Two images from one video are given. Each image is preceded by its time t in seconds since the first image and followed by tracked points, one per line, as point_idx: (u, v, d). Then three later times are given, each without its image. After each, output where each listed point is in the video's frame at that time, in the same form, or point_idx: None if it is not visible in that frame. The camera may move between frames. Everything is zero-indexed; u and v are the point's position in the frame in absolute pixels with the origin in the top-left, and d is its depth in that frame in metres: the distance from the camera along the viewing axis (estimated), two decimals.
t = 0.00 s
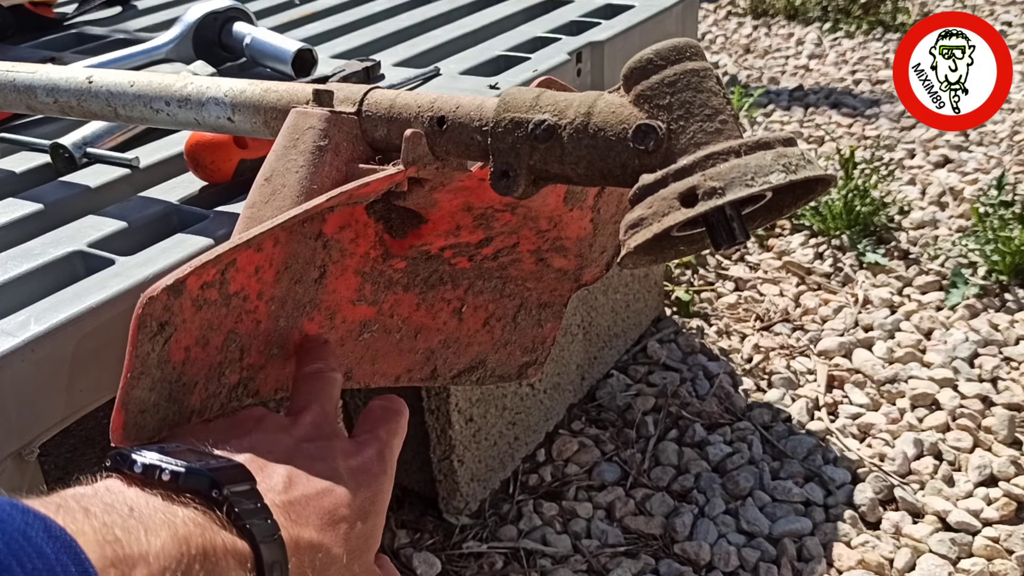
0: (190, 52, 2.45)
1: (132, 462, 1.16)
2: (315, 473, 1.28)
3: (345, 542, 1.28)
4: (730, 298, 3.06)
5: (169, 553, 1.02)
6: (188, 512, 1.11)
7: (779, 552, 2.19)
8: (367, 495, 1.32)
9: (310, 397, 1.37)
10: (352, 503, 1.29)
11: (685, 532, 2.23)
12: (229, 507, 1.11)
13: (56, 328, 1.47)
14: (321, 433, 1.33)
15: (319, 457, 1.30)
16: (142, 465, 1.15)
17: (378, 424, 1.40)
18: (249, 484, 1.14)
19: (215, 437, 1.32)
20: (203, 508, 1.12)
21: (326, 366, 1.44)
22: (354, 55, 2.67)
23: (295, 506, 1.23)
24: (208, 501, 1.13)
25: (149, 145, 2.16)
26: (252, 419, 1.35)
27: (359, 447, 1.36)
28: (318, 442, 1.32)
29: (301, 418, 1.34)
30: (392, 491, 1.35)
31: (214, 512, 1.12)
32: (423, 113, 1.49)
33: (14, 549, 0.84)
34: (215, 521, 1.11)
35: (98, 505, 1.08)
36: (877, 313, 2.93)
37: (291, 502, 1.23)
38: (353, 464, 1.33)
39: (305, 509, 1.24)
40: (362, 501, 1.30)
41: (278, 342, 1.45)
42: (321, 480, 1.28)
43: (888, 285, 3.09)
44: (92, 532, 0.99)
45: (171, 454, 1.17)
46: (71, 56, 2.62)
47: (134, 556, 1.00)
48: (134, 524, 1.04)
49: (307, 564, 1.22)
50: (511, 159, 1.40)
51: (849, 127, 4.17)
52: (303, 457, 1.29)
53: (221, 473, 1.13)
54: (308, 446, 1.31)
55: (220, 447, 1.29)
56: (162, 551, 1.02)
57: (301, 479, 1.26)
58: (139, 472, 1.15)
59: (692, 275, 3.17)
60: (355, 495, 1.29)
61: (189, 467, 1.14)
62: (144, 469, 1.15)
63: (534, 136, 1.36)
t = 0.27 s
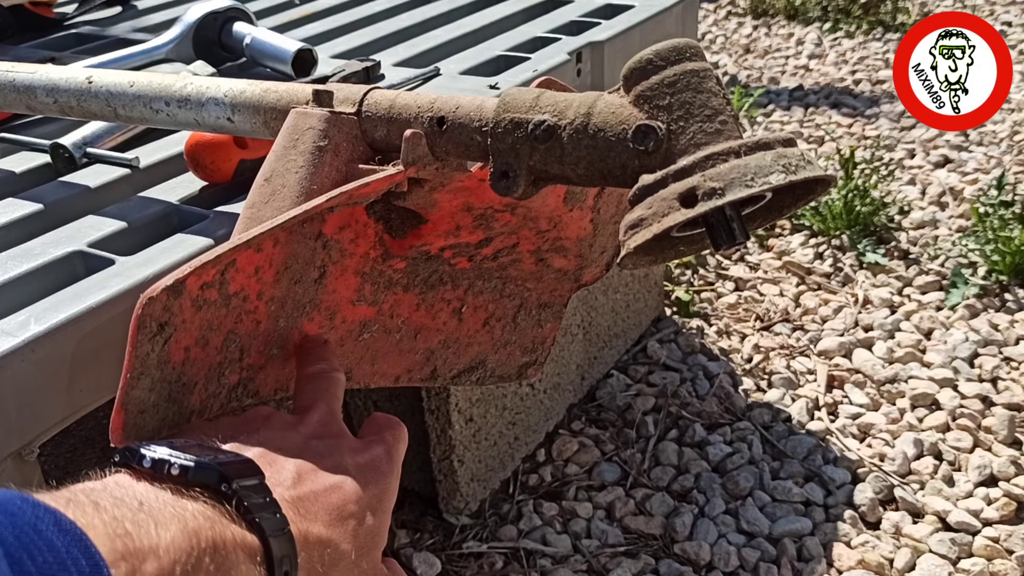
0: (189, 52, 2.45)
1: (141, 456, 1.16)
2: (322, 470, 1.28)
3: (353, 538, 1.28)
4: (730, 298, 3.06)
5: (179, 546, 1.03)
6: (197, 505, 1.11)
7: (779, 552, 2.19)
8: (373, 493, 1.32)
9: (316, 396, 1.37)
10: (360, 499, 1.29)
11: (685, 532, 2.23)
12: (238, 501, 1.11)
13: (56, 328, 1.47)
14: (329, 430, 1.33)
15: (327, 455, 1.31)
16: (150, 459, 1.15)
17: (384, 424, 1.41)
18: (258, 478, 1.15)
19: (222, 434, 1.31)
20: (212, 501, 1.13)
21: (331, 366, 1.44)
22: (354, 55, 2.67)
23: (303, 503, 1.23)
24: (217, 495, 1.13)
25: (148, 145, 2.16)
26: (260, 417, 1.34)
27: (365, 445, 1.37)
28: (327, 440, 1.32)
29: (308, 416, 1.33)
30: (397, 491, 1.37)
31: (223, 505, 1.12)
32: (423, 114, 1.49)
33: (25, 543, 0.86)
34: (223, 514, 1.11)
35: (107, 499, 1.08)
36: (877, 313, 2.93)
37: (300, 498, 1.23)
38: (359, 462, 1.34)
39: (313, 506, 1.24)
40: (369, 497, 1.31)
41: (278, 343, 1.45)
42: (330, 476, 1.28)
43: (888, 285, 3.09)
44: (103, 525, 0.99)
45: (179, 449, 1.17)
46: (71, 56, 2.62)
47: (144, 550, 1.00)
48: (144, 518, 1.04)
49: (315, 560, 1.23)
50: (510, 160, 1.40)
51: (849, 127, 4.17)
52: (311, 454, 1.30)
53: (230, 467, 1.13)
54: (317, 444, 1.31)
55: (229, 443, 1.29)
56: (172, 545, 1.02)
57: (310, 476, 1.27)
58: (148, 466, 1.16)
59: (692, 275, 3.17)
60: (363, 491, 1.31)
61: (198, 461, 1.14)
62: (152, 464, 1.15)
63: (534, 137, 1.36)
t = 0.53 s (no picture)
0: (190, 52, 2.45)
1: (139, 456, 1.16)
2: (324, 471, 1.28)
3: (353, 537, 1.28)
4: (730, 298, 3.06)
5: (177, 543, 1.03)
6: (196, 503, 1.11)
7: (779, 552, 2.19)
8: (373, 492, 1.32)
9: (316, 395, 1.37)
10: (360, 497, 1.29)
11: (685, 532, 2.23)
12: (237, 498, 1.11)
13: (56, 328, 1.47)
14: (329, 429, 1.33)
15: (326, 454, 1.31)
16: (147, 458, 1.15)
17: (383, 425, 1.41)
18: (256, 476, 1.14)
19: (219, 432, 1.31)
20: (211, 499, 1.12)
21: (331, 366, 1.44)
22: (354, 55, 2.67)
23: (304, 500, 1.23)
24: (215, 492, 1.13)
25: (149, 145, 2.16)
26: (259, 417, 1.34)
27: (365, 444, 1.37)
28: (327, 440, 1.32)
29: (307, 415, 1.33)
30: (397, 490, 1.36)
31: (223, 503, 1.12)
32: (422, 114, 1.49)
33: (22, 541, 0.86)
34: (222, 512, 1.11)
35: (106, 497, 1.08)
36: (877, 313, 2.93)
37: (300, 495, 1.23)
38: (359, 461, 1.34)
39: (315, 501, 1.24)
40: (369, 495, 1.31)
41: (278, 343, 1.45)
42: (330, 474, 1.28)
43: (888, 285, 3.09)
44: (101, 523, 0.99)
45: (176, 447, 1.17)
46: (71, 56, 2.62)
47: (143, 547, 1.00)
48: (143, 516, 1.04)
49: (315, 558, 1.22)
50: (510, 160, 1.40)
51: (849, 127, 4.17)
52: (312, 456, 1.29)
53: (228, 465, 1.13)
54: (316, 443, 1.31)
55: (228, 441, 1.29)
56: (171, 542, 1.02)
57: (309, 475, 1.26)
58: (147, 465, 1.16)
59: (692, 275, 3.17)
60: (363, 489, 1.31)
61: (197, 460, 1.14)
62: (151, 463, 1.15)
63: (533, 137, 1.36)
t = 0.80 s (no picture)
0: (190, 52, 2.45)
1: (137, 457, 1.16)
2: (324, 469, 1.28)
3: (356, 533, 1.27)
4: (730, 298, 3.06)
5: (177, 542, 1.03)
6: (196, 503, 1.11)
7: (779, 552, 2.19)
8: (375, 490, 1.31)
9: (319, 393, 1.38)
10: (362, 494, 1.29)
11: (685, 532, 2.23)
12: (236, 498, 1.11)
13: (56, 328, 1.47)
14: (331, 426, 1.33)
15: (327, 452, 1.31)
16: (145, 459, 1.15)
17: (387, 420, 1.41)
18: (255, 476, 1.14)
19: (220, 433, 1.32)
20: (210, 499, 1.13)
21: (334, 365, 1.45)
22: (354, 55, 2.67)
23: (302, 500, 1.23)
24: (215, 492, 1.13)
25: (148, 145, 2.16)
26: (260, 417, 1.35)
27: (369, 440, 1.37)
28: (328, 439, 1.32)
29: (309, 413, 1.34)
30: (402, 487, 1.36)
31: (222, 503, 1.12)
32: (422, 115, 1.49)
33: (21, 540, 0.86)
34: (222, 512, 1.11)
35: (105, 497, 1.08)
36: (876, 313, 2.93)
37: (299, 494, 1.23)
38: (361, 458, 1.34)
39: (315, 500, 1.24)
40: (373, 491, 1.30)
41: (277, 343, 1.45)
42: (331, 472, 1.28)
43: (888, 285, 3.09)
44: (100, 521, 1.00)
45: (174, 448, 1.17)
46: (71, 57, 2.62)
47: (141, 546, 1.00)
48: (142, 515, 1.04)
49: (316, 556, 1.22)
50: (509, 161, 1.40)
51: (849, 127, 4.17)
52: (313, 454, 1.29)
53: (227, 465, 1.13)
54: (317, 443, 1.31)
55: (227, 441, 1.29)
56: (170, 540, 1.02)
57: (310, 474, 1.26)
58: (146, 466, 1.16)
59: (692, 275, 3.17)
60: (366, 486, 1.30)
61: (195, 460, 1.14)
62: (149, 464, 1.15)
63: (533, 138, 1.36)
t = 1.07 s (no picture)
0: (190, 52, 2.45)
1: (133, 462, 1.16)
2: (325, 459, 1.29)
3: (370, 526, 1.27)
4: (730, 298, 3.06)
5: (168, 534, 1.03)
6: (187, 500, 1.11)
7: (779, 552, 2.19)
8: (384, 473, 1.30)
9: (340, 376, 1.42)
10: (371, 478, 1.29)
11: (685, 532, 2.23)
12: (226, 493, 1.11)
13: (56, 328, 1.47)
14: (344, 409, 1.36)
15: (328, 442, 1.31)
16: (133, 465, 1.15)
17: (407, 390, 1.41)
18: (249, 473, 1.15)
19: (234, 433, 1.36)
20: (201, 497, 1.13)
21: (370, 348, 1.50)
22: (354, 55, 2.67)
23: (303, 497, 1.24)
24: (205, 490, 1.13)
25: (148, 145, 2.16)
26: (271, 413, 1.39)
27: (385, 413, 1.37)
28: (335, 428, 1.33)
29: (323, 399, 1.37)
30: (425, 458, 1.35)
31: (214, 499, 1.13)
32: (421, 114, 1.50)
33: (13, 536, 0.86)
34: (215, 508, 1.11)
35: (96, 497, 1.08)
36: (876, 313, 2.93)
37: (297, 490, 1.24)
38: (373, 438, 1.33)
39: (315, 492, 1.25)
40: (381, 473, 1.30)
41: (277, 344, 1.45)
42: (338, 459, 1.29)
43: (888, 285, 3.09)
44: (89, 518, 1.00)
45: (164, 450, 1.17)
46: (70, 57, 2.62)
47: (133, 538, 1.01)
48: (132, 511, 1.05)
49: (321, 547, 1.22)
50: (509, 161, 1.40)
51: (849, 127, 4.17)
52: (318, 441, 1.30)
53: (216, 464, 1.14)
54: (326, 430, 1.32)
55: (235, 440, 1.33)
56: (162, 533, 1.03)
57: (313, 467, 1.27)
58: (134, 471, 1.15)
59: (692, 275, 3.17)
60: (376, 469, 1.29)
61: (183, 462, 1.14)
62: (138, 468, 1.15)
63: (533, 138, 1.36)
